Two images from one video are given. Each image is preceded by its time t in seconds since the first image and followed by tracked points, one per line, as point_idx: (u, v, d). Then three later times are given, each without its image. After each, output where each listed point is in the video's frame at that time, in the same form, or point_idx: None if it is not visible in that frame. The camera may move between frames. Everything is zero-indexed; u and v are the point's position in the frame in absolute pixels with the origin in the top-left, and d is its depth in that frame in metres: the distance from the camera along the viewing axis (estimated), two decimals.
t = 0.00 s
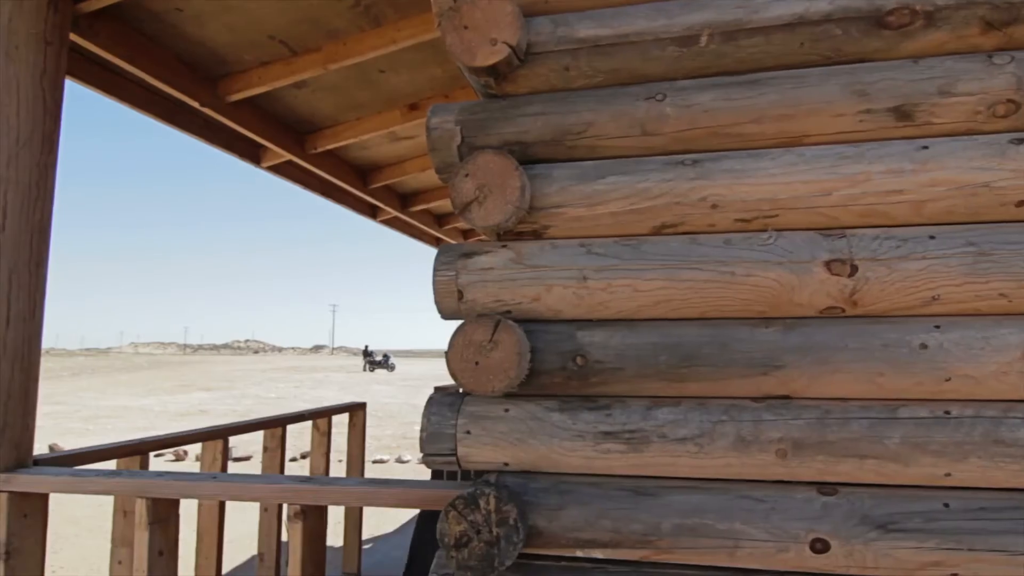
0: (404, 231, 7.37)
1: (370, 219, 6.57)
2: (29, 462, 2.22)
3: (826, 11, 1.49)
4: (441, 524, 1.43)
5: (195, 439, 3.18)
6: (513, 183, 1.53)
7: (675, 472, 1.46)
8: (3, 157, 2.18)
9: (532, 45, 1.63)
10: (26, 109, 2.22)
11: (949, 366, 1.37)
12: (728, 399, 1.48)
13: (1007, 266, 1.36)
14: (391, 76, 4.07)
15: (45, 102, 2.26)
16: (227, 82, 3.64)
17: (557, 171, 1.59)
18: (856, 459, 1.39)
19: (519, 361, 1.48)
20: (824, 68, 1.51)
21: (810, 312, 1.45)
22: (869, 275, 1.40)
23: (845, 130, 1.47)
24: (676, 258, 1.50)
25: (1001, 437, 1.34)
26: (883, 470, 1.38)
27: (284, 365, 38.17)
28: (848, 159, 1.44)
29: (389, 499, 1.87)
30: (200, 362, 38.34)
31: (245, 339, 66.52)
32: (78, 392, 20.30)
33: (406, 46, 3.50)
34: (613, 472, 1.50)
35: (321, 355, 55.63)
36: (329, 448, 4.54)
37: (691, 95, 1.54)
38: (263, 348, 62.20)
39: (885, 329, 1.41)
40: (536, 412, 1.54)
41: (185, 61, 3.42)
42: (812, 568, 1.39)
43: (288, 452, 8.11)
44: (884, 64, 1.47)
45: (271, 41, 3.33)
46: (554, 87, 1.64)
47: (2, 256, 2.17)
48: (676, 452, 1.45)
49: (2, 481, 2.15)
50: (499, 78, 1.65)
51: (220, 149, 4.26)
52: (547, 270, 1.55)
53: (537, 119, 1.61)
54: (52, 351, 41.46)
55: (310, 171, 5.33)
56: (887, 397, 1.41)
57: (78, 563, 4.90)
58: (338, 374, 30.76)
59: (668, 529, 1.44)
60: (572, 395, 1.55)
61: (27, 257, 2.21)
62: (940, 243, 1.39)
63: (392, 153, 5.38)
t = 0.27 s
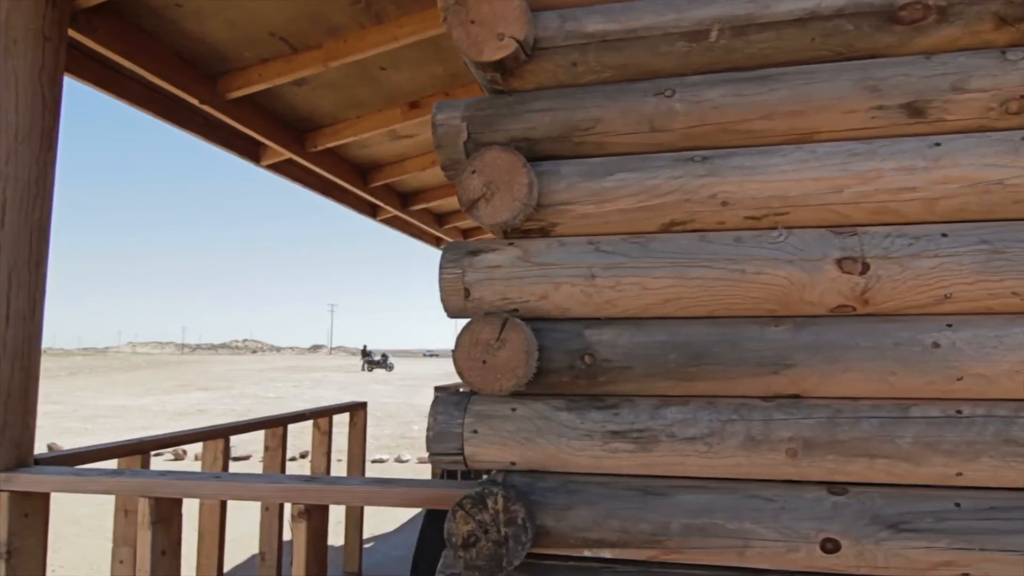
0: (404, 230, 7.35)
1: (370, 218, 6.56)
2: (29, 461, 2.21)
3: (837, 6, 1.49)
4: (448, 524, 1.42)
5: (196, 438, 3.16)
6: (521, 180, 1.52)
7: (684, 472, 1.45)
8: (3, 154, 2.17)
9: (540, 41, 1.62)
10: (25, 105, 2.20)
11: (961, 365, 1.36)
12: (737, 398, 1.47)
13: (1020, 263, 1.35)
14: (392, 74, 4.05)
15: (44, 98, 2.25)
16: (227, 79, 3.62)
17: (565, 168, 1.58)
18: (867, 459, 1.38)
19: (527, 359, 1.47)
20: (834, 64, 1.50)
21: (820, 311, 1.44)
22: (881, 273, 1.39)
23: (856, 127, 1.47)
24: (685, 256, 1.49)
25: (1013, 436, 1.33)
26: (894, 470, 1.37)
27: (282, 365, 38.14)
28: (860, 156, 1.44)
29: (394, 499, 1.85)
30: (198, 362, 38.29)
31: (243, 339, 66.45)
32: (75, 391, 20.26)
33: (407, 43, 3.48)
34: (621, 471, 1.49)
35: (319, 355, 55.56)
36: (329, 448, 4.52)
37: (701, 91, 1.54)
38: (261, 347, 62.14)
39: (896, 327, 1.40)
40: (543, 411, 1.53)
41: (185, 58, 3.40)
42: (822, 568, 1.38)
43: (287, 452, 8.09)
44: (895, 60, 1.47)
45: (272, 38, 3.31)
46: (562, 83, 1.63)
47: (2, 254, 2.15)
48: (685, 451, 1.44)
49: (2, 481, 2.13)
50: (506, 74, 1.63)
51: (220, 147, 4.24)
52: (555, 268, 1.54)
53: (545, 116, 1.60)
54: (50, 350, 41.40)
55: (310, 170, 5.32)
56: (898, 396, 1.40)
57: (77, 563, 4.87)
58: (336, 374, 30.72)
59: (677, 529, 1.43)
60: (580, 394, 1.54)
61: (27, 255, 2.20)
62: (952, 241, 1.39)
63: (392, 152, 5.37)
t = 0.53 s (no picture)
0: (404, 228, 7.34)
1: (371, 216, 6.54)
2: (33, 460, 2.20)
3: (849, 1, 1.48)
4: (458, 524, 1.41)
5: (199, 437, 3.15)
6: (530, 177, 1.50)
7: (695, 472, 1.44)
8: (4, 153, 2.15)
9: (548, 36, 1.60)
10: (26, 102, 2.19)
11: (975, 363, 1.35)
12: (748, 397, 1.46)
13: None
14: (394, 71, 4.04)
15: (46, 95, 2.23)
16: (229, 76, 3.60)
17: (574, 165, 1.57)
18: (880, 458, 1.36)
19: (536, 358, 1.45)
20: (846, 60, 1.49)
21: (832, 309, 1.43)
22: (894, 271, 1.38)
23: (869, 123, 1.46)
24: (695, 254, 1.48)
25: None
26: (907, 469, 1.36)
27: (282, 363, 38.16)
28: (872, 152, 1.43)
29: (400, 498, 1.84)
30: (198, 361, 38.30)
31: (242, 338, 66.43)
32: (75, 390, 20.25)
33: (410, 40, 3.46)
34: (631, 471, 1.47)
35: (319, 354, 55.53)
36: (331, 446, 4.50)
37: (711, 87, 1.52)
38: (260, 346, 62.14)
39: (909, 326, 1.39)
40: (553, 410, 1.51)
41: (187, 55, 3.38)
42: (834, 568, 1.37)
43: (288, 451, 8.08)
44: (908, 56, 1.46)
45: (274, 35, 3.30)
46: (570, 79, 1.62)
47: (4, 252, 2.14)
48: (695, 451, 1.43)
49: (6, 480, 2.12)
50: (514, 70, 1.62)
51: (221, 145, 4.22)
52: (564, 266, 1.53)
53: (553, 112, 1.58)
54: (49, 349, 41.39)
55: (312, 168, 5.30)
56: (911, 395, 1.39)
57: (78, 562, 4.86)
58: (335, 373, 30.72)
59: (688, 529, 1.41)
60: (589, 393, 1.52)
61: (30, 253, 2.19)
62: (966, 238, 1.38)
63: (393, 150, 5.35)
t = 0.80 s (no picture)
0: (407, 227, 7.33)
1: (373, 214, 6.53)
2: (41, 459, 2.19)
3: None
4: (468, 523, 1.40)
5: (204, 435, 3.15)
6: (540, 174, 1.49)
7: (706, 471, 1.43)
8: (11, 151, 2.15)
9: (558, 33, 1.59)
10: (33, 101, 2.18)
11: (990, 362, 1.34)
12: (760, 396, 1.44)
13: None
14: (398, 69, 4.02)
15: (52, 93, 2.22)
16: (233, 74, 3.59)
17: (584, 162, 1.55)
18: (894, 458, 1.35)
19: (547, 357, 1.44)
20: (859, 56, 1.48)
21: (846, 308, 1.42)
22: (908, 269, 1.37)
23: (883, 120, 1.45)
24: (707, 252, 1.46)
25: None
26: (921, 469, 1.35)
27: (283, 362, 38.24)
28: (887, 149, 1.42)
29: (407, 497, 1.83)
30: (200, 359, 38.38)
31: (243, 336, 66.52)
32: (77, 388, 20.29)
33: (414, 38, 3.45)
34: (642, 470, 1.46)
35: (320, 352, 55.56)
36: (334, 445, 4.50)
37: (723, 83, 1.51)
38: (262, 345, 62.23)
39: (924, 324, 1.38)
40: (562, 409, 1.50)
41: (191, 53, 3.37)
42: (847, 568, 1.36)
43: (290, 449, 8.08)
44: (922, 52, 1.45)
45: (278, 32, 3.28)
46: (580, 76, 1.61)
47: (11, 250, 2.13)
48: (707, 451, 1.42)
49: (13, 478, 2.12)
50: (523, 66, 1.61)
51: (224, 143, 4.21)
52: (574, 264, 1.52)
53: (563, 109, 1.57)
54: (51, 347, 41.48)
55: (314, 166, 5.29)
56: (925, 394, 1.38)
57: (81, 559, 4.86)
58: (336, 371, 30.76)
59: (699, 529, 1.40)
60: (599, 392, 1.51)
61: (37, 252, 2.18)
62: (981, 236, 1.37)
63: (396, 148, 5.34)
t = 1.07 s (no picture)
0: (411, 225, 7.33)
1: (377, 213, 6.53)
2: (50, 457, 2.19)
3: None
4: (479, 522, 1.39)
5: (210, 434, 3.15)
6: (552, 172, 1.48)
7: (718, 471, 1.42)
8: (20, 150, 2.15)
9: (569, 30, 1.58)
10: (41, 99, 2.18)
11: (1007, 362, 1.33)
12: (773, 395, 1.43)
13: None
14: (403, 67, 4.01)
15: (60, 91, 2.22)
16: (238, 72, 3.59)
17: (595, 159, 1.54)
18: (908, 458, 1.34)
19: (558, 355, 1.43)
20: (874, 53, 1.47)
21: (860, 306, 1.41)
22: (924, 267, 1.36)
23: (898, 117, 1.44)
24: (720, 250, 1.45)
25: None
26: (937, 469, 1.34)
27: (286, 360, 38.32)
28: (902, 146, 1.41)
29: (416, 496, 1.83)
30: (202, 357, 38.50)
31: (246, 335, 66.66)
32: (81, 387, 20.34)
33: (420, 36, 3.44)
34: (653, 470, 1.45)
35: (323, 351, 55.60)
36: (339, 443, 4.50)
37: (736, 80, 1.50)
38: (265, 343, 62.35)
39: (939, 323, 1.37)
40: (573, 408, 1.49)
41: (197, 51, 3.36)
42: (862, 568, 1.35)
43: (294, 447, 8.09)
44: (937, 49, 1.44)
45: (284, 30, 3.28)
46: (591, 73, 1.60)
47: (20, 248, 2.13)
48: (720, 450, 1.41)
49: (21, 476, 2.11)
50: (534, 64, 1.60)
51: (229, 142, 4.20)
52: (585, 262, 1.51)
53: (574, 106, 1.56)
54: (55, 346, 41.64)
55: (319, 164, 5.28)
56: (941, 394, 1.37)
57: (86, 557, 4.87)
58: (339, 370, 30.82)
59: (712, 528, 1.39)
60: (611, 391, 1.50)
61: (46, 251, 2.18)
62: (997, 234, 1.36)
63: (401, 146, 5.33)
